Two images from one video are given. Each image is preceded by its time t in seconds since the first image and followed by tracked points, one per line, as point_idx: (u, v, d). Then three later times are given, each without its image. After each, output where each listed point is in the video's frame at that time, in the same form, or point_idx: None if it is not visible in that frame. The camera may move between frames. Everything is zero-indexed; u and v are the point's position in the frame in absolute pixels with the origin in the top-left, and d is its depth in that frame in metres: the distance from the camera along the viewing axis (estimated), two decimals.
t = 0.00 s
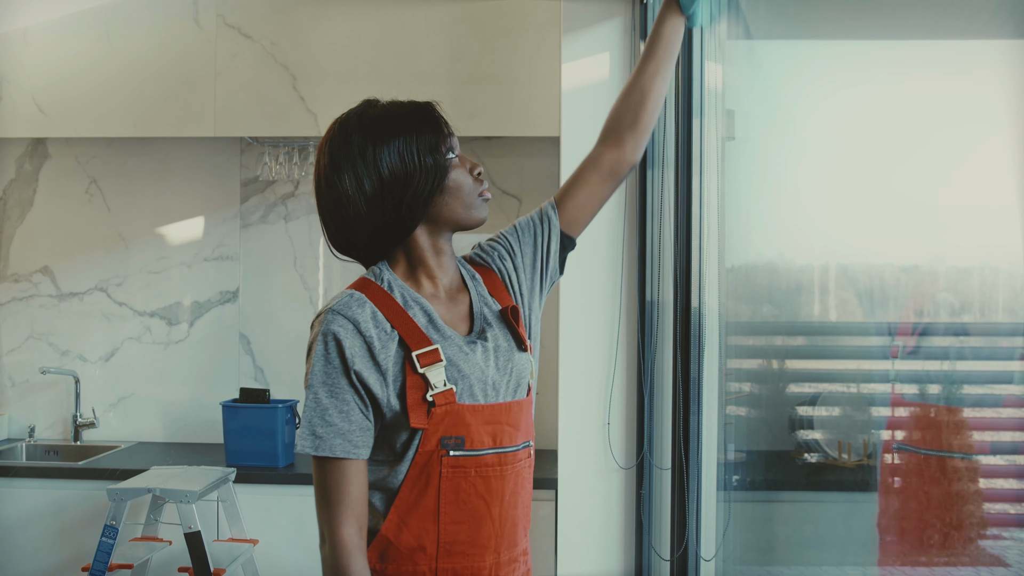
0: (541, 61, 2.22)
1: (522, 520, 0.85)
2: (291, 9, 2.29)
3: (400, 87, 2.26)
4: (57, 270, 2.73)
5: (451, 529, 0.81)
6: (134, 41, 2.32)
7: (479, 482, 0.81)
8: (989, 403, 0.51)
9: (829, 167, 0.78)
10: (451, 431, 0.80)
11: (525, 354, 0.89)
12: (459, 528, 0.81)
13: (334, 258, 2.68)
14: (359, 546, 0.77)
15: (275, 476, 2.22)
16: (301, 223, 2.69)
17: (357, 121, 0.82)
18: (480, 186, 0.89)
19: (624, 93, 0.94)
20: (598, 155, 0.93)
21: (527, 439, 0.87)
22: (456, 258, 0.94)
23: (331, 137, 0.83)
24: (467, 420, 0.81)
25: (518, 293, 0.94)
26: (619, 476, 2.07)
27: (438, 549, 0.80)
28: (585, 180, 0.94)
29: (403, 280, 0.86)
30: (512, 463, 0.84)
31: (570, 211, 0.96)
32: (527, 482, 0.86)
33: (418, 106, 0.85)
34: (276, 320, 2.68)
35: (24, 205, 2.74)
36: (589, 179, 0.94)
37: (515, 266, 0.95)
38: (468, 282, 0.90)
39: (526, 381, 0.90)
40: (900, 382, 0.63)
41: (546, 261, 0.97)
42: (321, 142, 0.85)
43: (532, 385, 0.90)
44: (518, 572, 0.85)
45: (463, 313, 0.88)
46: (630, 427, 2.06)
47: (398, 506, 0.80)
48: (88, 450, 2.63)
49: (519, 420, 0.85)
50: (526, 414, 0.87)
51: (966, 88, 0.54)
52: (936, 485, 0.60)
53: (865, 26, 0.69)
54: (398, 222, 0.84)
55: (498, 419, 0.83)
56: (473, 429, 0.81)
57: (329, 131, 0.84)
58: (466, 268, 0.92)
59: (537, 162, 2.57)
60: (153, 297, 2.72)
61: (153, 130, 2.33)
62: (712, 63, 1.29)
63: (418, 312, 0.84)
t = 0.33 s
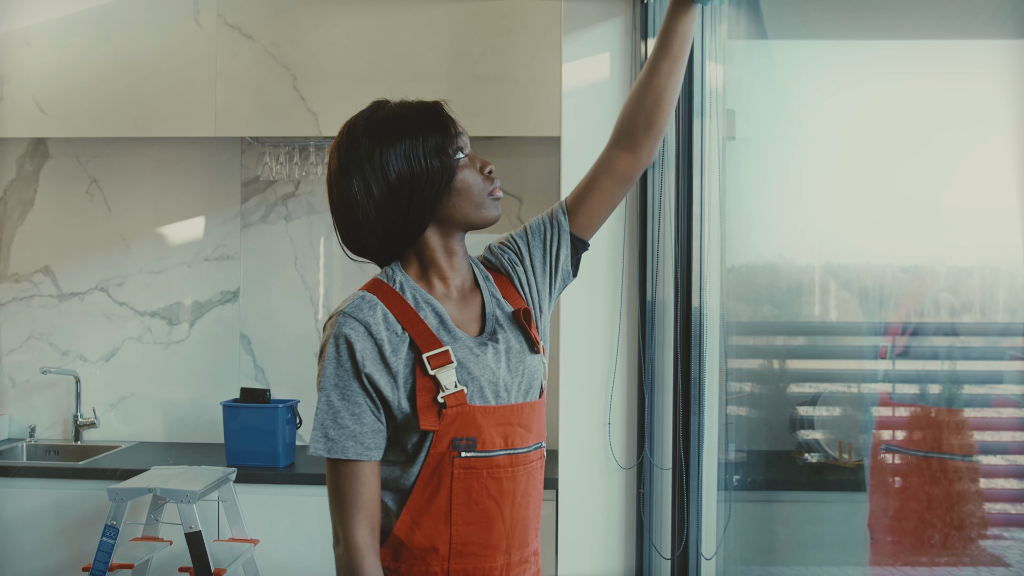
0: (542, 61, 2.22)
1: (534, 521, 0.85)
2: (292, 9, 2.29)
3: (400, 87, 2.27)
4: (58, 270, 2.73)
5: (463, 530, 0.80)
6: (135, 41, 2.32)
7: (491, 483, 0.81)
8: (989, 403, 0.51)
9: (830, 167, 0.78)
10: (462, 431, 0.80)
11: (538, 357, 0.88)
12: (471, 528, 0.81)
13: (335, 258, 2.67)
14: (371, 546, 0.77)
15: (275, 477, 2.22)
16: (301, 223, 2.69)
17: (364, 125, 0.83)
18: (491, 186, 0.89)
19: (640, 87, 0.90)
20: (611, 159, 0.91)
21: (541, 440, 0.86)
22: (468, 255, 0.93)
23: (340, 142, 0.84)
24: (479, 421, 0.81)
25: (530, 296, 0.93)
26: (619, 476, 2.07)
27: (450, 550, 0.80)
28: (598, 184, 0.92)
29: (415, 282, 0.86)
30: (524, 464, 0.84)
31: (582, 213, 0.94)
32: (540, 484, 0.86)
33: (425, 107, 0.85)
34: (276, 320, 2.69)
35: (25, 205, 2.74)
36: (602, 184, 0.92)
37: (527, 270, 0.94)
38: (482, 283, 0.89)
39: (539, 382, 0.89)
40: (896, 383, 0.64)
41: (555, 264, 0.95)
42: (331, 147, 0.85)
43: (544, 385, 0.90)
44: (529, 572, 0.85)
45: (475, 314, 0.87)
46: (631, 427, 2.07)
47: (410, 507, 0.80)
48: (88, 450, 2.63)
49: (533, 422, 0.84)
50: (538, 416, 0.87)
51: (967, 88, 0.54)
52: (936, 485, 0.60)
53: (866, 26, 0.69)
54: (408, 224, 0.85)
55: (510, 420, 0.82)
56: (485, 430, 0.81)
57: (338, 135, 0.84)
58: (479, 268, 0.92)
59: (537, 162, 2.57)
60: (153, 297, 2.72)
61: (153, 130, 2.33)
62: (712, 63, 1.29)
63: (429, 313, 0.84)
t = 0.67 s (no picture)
0: (542, 61, 2.22)
1: (536, 525, 0.83)
2: (292, 9, 2.29)
3: (401, 87, 2.26)
4: (58, 270, 2.74)
5: (457, 533, 0.80)
6: (135, 41, 2.32)
7: (487, 486, 0.80)
8: (990, 403, 0.51)
9: (832, 167, 0.77)
10: (456, 433, 0.80)
11: (543, 361, 0.85)
12: (465, 531, 0.80)
13: (335, 258, 2.67)
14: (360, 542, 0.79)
15: (275, 477, 2.22)
16: (302, 222, 2.69)
17: (369, 128, 0.84)
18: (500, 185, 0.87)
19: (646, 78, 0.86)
20: (622, 151, 0.88)
21: (548, 443, 0.84)
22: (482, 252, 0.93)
23: (348, 145, 0.86)
24: (474, 423, 0.80)
25: (545, 298, 0.89)
26: (619, 476, 2.07)
27: (443, 553, 0.80)
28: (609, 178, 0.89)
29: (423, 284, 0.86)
30: (524, 467, 0.82)
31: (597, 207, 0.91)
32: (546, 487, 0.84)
33: (430, 108, 0.85)
34: (276, 320, 2.69)
35: (25, 205, 2.74)
36: (613, 177, 0.88)
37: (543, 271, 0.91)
38: (493, 283, 0.89)
39: (546, 386, 0.86)
40: (893, 381, 0.65)
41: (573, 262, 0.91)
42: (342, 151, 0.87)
43: (553, 388, 0.86)
44: None
45: (482, 315, 0.87)
46: (632, 427, 2.07)
47: (404, 507, 0.81)
48: (88, 450, 2.63)
49: (536, 425, 0.83)
50: (547, 421, 0.84)
51: (966, 87, 0.54)
52: (936, 485, 0.60)
53: (867, 25, 0.69)
54: (413, 226, 0.85)
55: (509, 423, 0.81)
56: (480, 432, 0.80)
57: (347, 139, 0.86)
58: (493, 268, 0.91)
59: (537, 162, 2.57)
60: (154, 297, 2.72)
61: (153, 130, 2.33)
62: (712, 63, 1.29)
63: (429, 311, 0.84)
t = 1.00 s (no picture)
0: (542, 61, 2.22)
1: (533, 531, 0.80)
2: (292, 9, 2.29)
3: (401, 87, 2.26)
4: (58, 270, 2.74)
5: (446, 536, 0.80)
6: (135, 41, 2.32)
7: (475, 489, 0.79)
8: (990, 403, 0.51)
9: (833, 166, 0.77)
10: (443, 435, 0.79)
11: (541, 363, 0.82)
12: (453, 535, 0.79)
13: (336, 258, 2.68)
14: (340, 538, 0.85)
15: (276, 477, 2.22)
16: (302, 222, 2.69)
17: (367, 132, 0.86)
18: (494, 184, 0.84)
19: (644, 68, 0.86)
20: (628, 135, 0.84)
21: (549, 448, 0.81)
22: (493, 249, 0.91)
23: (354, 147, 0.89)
24: (461, 426, 0.79)
25: (552, 296, 0.86)
26: (620, 476, 2.08)
27: (431, 555, 0.80)
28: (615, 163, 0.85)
29: (424, 287, 0.87)
30: (518, 472, 0.80)
31: (605, 197, 0.87)
32: (546, 493, 0.81)
33: (424, 108, 0.85)
34: (277, 320, 2.69)
35: (25, 205, 2.74)
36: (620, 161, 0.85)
37: (552, 268, 0.88)
38: (499, 281, 0.87)
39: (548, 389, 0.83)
40: (900, 383, 0.64)
41: (581, 261, 0.88)
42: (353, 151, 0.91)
43: (555, 392, 0.83)
44: None
45: (481, 316, 0.86)
46: (632, 427, 2.07)
47: (391, 509, 0.81)
48: (89, 451, 2.63)
49: (531, 429, 0.80)
50: (548, 425, 0.81)
51: (966, 88, 0.54)
52: (936, 485, 0.60)
53: (869, 25, 0.69)
54: (412, 225, 0.88)
55: (500, 426, 0.80)
56: (468, 435, 0.79)
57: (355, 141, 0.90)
58: (502, 266, 0.89)
59: (538, 162, 2.57)
60: (154, 297, 2.72)
61: (154, 130, 2.33)
62: (712, 62, 1.29)
63: (425, 311, 0.84)
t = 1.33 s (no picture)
0: (543, 61, 2.22)
1: (536, 530, 0.81)
2: (293, 9, 2.29)
3: (402, 88, 2.26)
4: (59, 270, 2.74)
5: (452, 538, 0.80)
6: (136, 41, 2.32)
7: (480, 490, 0.79)
8: (991, 403, 0.51)
9: (835, 167, 0.77)
10: (447, 437, 0.79)
11: (544, 365, 0.83)
12: (460, 536, 0.79)
13: (337, 258, 2.68)
14: (340, 542, 0.85)
15: (277, 477, 2.22)
16: (303, 223, 2.69)
17: (366, 130, 0.87)
18: (491, 185, 0.83)
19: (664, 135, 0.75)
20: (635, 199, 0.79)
21: (550, 447, 0.82)
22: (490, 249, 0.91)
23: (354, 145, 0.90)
24: (465, 427, 0.79)
25: (548, 301, 0.87)
26: (621, 476, 2.08)
27: (438, 558, 0.80)
28: (625, 211, 0.81)
29: (423, 287, 0.87)
30: (520, 472, 0.80)
31: (608, 241, 0.85)
32: (548, 492, 0.82)
33: (424, 107, 0.85)
34: (277, 320, 2.69)
35: (27, 205, 2.74)
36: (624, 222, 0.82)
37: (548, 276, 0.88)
38: (497, 283, 0.87)
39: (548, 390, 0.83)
40: (899, 383, 0.64)
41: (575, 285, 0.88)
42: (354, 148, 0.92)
43: (556, 392, 0.83)
44: None
45: (483, 317, 0.86)
46: (633, 427, 2.07)
47: (396, 513, 0.81)
48: (89, 451, 2.63)
49: (534, 428, 0.80)
50: (549, 424, 0.82)
51: (967, 88, 0.54)
52: (937, 485, 0.60)
53: (869, 26, 0.69)
54: (408, 224, 0.89)
55: (503, 426, 0.80)
56: (471, 436, 0.79)
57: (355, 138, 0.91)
58: (500, 267, 0.89)
59: (538, 162, 2.57)
60: (155, 297, 2.72)
61: (154, 130, 2.33)
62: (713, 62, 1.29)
63: (425, 312, 0.84)
